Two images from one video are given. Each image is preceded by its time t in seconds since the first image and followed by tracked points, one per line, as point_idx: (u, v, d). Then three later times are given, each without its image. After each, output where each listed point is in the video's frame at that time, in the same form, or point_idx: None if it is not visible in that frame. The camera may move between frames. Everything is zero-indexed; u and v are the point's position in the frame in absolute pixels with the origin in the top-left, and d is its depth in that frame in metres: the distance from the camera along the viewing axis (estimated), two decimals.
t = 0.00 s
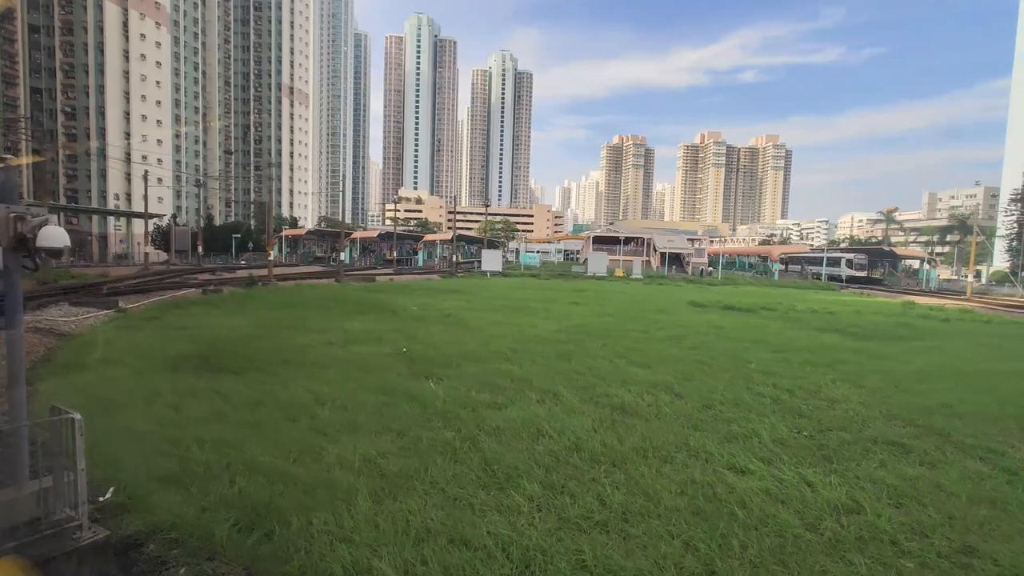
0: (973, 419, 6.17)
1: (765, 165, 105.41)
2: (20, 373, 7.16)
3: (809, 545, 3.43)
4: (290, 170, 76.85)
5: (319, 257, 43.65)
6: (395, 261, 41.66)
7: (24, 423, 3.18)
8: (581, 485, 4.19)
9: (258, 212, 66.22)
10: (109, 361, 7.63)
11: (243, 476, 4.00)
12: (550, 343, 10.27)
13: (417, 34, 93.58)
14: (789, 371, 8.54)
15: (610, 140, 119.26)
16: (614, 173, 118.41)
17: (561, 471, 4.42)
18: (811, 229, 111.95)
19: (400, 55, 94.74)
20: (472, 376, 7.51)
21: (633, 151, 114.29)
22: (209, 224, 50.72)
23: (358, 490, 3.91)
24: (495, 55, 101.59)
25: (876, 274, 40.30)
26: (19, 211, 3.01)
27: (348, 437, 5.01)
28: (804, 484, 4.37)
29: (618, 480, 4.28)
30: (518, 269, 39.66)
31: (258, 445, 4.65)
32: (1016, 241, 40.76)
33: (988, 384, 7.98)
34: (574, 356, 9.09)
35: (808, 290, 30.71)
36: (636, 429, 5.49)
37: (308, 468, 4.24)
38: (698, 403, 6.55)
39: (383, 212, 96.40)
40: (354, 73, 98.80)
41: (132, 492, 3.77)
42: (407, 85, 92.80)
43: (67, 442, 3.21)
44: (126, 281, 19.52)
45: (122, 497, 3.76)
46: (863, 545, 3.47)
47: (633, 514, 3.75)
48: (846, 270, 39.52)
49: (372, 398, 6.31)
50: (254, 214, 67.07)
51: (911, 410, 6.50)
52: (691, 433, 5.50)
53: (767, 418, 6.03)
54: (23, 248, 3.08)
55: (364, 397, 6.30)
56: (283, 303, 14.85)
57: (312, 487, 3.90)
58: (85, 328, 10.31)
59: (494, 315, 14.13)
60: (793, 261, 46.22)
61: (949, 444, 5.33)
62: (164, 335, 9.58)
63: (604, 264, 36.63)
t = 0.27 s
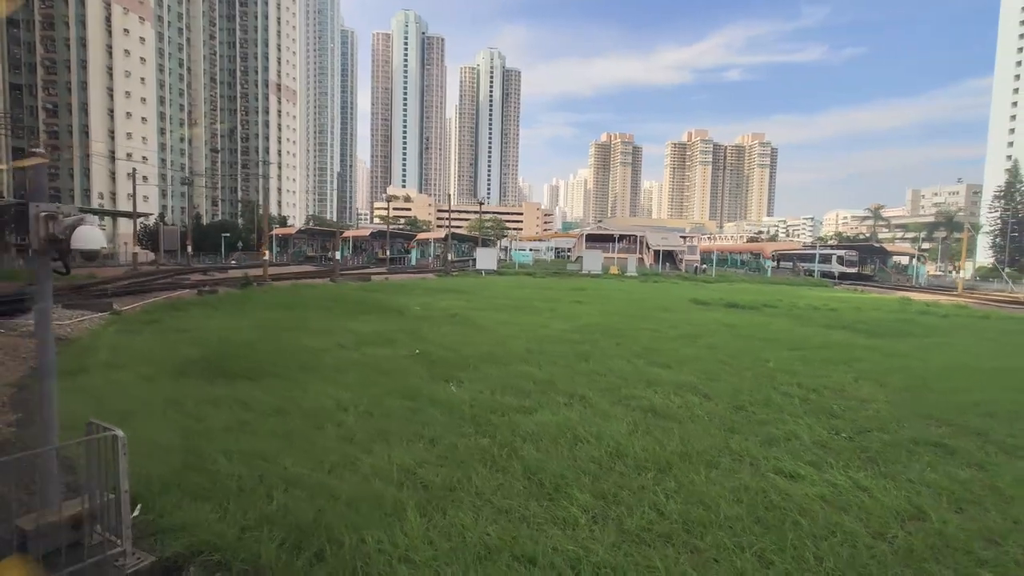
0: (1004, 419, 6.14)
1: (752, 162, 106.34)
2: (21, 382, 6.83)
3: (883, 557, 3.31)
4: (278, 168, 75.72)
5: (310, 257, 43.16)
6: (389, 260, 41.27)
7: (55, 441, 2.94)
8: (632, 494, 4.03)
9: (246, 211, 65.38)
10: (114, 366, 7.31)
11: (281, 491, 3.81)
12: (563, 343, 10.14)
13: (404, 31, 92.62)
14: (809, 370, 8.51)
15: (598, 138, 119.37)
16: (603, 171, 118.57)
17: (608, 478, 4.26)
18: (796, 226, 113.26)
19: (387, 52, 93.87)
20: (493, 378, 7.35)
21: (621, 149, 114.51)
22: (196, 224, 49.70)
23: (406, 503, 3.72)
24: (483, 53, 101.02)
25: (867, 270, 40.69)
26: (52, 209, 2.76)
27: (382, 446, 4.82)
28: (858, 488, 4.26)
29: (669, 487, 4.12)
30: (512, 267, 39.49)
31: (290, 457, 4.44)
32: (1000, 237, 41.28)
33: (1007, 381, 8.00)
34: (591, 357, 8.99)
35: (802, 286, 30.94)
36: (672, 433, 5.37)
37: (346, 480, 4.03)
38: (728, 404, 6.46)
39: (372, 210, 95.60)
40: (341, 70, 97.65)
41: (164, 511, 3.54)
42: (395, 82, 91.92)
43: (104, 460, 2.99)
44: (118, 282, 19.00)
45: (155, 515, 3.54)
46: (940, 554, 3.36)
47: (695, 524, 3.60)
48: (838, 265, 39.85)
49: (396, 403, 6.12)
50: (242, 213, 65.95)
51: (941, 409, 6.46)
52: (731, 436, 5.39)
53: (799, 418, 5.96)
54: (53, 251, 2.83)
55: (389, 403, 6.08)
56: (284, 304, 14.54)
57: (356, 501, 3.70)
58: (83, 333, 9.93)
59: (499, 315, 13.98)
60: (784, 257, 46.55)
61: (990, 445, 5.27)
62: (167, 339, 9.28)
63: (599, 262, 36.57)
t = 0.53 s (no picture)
0: None
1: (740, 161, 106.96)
2: (26, 392, 6.50)
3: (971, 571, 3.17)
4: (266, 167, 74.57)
5: (303, 257, 42.59)
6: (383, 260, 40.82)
7: (97, 465, 2.70)
8: (695, 504, 3.86)
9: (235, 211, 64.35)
10: (123, 373, 6.99)
11: (329, 508, 3.59)
12: (580, 344, 9.96)
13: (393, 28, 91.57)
14: (833, 369, 8.42)
15: (587, 137, 119.19)
16: (592, 169, 118.46)
17: (665, 488, 4.08)
18: (784, 224, 114.06)
19: (376, 50, 92.84)
20: (518, 381, 7.15)
21: (611, 148, 114.44)
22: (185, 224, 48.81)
23: (464, 520, 3.51)
24: (472, 51, 100.38)
25: (860, 267, 40.90)
26: (97, 209, 2.52)
27: (421, 457, 4.60)
28: (922, 495, 4.13)
29: (731, 497, 3.95)
30: (507, 266, 39.23)
31: (328, 470, 4.21)
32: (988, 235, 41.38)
33: None
34: (611, 358, 8.82)
35: (798, 284, 31.03)
36: (716, 439, 5.21)
37: (393, 495, 3.81)
38: (764, 406, 6.32)
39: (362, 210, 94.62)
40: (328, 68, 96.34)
41: (207, 533, 3.31)
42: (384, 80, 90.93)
43: (153, 483, 2.77)
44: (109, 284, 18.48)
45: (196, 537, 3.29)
46: None
47: (770, 538, 3.44)
48: (832, 263, 39.98)
49: (425, 409, 5.88)
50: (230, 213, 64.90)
51: (977, 409, 6.38)
52: (776, 441, 5.24)
53: (840, 420, 5.84)
54: (98, 254, 2.59)
55: (418, 409, 5.85)
56: (286, 306, 14.23)
57: (412, 519, 3.49)
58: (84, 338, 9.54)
59: (507, 315, 13.77)
60: (778, 255, 46.73)
61: None
62: (173, 344, 8.97)
63: (596, 261, 36.40)
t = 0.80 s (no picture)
0: None
1: (726, 162, 107.68)
2: (33, 403, 6.17)
3: None
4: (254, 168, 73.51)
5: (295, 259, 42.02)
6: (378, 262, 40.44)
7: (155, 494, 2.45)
8: (767, 519, 3.68)
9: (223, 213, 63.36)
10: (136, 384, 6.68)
11: (385, 530, 3.36)
12: (597, 347, 9.80)
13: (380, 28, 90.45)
14: (858, 370, 8.34)
15: (576, 138, 119.28)
16: (581, 170, 118.56)
17: (728, 501, 3.92)
18: (772, 224, 115.10)
19: (364, 50, 92.05)
20: (545, 387, 6.95)
21: (600, 149, 114.59)
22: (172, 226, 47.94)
23: (532, 541, 3.31)
24: (461, 52, 100.06)
25: (852, 267, 41.29)
26: (158, 210, 2.28)
27: (468, 471, 4.39)
28: (993, 505, 4.00)
29: (801, 511, 3.79)
30: (502, 268, 39.02)
31: (375, 487, 3.98)
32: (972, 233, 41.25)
33: None
34: (632, 361, 8.66)
35: (794, 285, 31.18)
36: (766, 446, 5.04)
37: (451, 513, 3.59)
38: (802, 410, 6.18)
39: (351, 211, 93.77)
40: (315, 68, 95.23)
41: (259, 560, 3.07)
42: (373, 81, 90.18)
43: (221, 516, 2.55)
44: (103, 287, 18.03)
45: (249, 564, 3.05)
46: None
47: (855, 557, 3.28)
48: (825, 263, 40.33)
49: (458, 418, 5.65)
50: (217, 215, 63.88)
51: (1013, 411, 6.31)
52: (826, 447, 5.08)
53: (883, 425, 5.71)
54: (157, 258, 2.36)
55: (450, 418, 5.62)
56: (288, 309, 13.90)
57: (477, 541, 3.28)
58: (84, 346, 9.17)
59: (515, 318, 13.58)
60: (770, 255, 47.03)
61: None
62: (181, 350, 8.66)
63: (592, 262, 36.35)
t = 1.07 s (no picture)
0: None
1: (715, 166, 108.52)
2: (42, 411, 5.86)
3: None
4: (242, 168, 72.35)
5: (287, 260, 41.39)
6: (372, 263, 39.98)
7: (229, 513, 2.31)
8: (839, 534, 3.56)
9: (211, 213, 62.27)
10: (150, 393, 6.41)
11: (450, 552, 3.18)
12: (614, 351, 9.64)
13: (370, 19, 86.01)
14: (880, 375, 8.29)
15: (566, 141, 119.52)
16: (571, 172, 118.55)
17: (794, 514, 3.79)
18: (760, 227, 116.07)
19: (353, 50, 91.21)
20: (573, 393, 6.78)
21: (589, 151, 114.61)
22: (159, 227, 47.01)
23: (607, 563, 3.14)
24: (450, 54, 99.98)
25: (844, 270, 41.63)
26: (238, 209, 2.21)
27: (518, 484, 4.21)
28: None
29: (872, 525, 3.66)
30: (497, 270, 38.78)
31: (427, 503, 3.79)
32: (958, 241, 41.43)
33: None
34: (653, 366, 8.52)
35: (789, 288, 31.33)
36: (815, 455, 4.92)
37: (512, 531, 3.42)
38: (837, 417, 6.08)
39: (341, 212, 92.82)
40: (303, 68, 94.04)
41: None
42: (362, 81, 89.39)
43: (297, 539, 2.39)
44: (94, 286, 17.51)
45: None
46: None
47: None
48: (818, 266, 40.68)
49: (492, 426, 5.45)
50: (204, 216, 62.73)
51: None
52: (873, 456, 4.98)
53: (925, 433, 5.63)
54: (236, 260, 2.28)
55: (485, 427, 5.43)
56: (291, 312, 13.59)
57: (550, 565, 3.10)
58: (86, 350, 8.80)
59: (524, 321, 13.40)
60: (763, 258, 47.29)
61: None
62: (190, 355, 8.36)
63: (588, 264, 36.19)
